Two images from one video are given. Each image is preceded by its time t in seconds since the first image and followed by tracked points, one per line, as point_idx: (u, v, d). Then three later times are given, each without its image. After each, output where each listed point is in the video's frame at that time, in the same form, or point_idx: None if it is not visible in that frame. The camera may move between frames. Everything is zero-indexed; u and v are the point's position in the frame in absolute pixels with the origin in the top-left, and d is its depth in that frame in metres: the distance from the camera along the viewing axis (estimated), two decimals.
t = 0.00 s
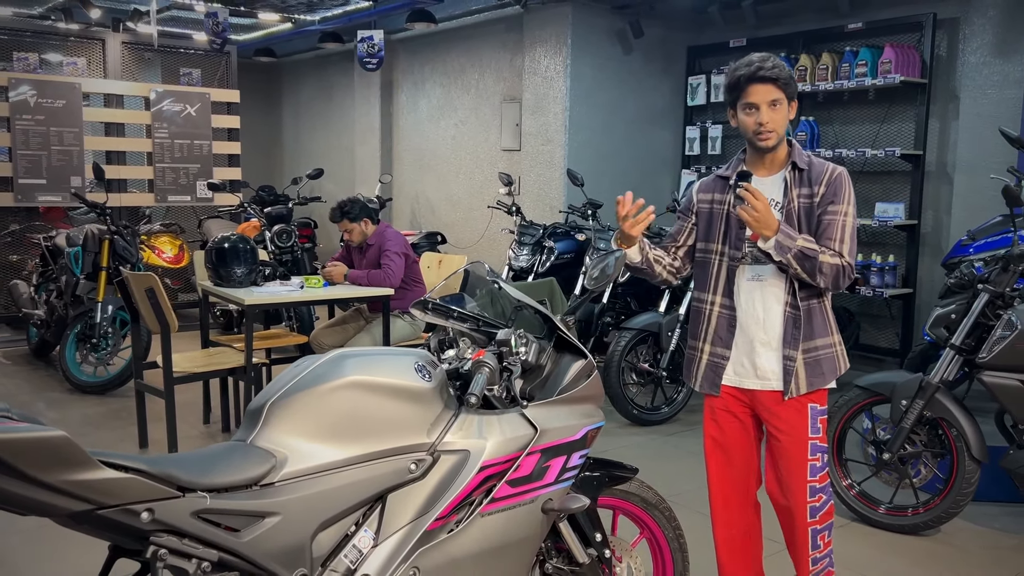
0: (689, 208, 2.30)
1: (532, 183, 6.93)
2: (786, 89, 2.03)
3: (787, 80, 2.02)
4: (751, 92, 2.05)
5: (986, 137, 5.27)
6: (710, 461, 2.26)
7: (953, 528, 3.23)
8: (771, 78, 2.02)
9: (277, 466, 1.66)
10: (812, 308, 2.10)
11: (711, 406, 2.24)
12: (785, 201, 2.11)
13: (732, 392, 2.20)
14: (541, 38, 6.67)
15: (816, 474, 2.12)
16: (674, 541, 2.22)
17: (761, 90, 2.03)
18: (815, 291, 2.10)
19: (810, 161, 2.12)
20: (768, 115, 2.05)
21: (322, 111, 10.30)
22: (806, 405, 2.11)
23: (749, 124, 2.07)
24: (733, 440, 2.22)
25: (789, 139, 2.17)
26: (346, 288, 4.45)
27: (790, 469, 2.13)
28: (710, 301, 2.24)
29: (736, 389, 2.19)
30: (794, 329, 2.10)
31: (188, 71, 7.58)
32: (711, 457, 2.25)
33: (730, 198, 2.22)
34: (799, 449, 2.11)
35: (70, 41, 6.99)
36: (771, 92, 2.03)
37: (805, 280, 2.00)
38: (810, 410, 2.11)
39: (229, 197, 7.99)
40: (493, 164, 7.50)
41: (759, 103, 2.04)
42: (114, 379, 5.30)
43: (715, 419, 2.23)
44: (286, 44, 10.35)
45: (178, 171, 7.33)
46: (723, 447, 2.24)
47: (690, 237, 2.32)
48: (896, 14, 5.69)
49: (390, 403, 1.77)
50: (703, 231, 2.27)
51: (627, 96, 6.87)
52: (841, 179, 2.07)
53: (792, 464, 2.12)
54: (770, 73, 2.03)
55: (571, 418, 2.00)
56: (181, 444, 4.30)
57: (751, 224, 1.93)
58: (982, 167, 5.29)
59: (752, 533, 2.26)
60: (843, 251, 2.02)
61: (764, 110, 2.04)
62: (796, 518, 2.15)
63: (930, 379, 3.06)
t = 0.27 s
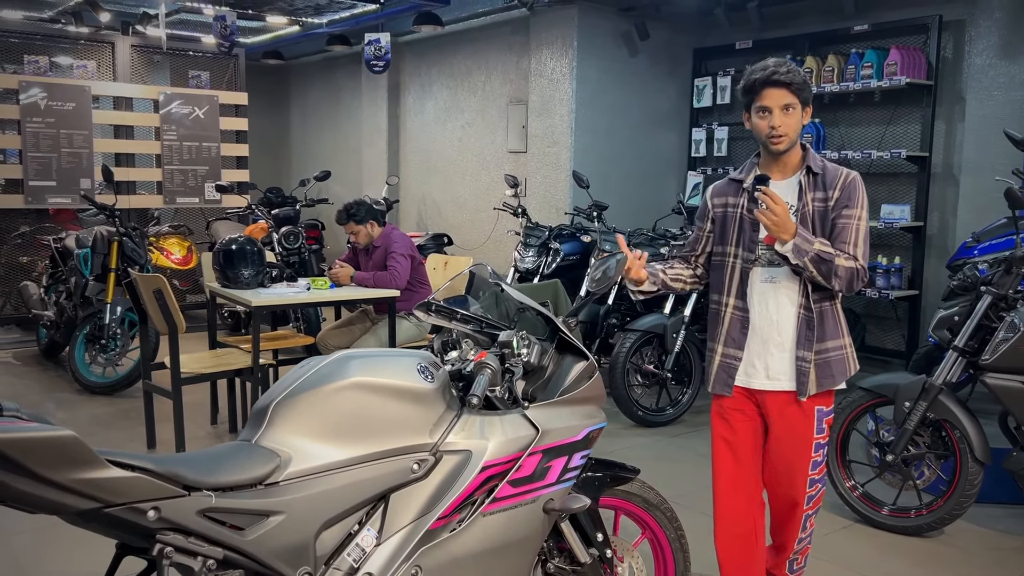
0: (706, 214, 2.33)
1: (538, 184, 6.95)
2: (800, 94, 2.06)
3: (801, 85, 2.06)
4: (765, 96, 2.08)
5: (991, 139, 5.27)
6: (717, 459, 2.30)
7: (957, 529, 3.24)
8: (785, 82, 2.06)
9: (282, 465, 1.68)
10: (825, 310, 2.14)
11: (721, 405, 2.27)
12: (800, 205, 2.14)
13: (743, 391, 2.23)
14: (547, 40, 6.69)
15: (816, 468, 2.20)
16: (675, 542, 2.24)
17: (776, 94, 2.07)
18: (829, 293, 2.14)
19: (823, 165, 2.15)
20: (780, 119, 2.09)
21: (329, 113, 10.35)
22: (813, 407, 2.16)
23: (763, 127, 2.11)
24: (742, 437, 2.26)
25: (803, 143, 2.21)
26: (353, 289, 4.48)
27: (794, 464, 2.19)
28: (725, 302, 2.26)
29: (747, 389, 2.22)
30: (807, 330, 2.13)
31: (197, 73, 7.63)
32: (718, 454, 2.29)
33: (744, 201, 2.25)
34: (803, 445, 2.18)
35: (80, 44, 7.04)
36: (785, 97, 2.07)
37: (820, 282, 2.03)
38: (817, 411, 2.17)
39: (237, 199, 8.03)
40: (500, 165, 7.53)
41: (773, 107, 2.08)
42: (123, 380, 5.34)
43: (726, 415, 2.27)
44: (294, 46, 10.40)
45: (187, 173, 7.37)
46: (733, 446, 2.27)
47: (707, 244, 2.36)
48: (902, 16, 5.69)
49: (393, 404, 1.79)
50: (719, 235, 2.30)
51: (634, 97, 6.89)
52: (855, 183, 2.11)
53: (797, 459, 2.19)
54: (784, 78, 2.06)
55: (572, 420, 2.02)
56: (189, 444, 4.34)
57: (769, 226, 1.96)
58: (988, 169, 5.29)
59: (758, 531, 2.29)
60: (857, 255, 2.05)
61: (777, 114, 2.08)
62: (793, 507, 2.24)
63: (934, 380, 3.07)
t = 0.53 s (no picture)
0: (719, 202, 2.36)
1: (543, 185, 6.95)
2: (818, 104, 2.10)
3: (820, 94, 2.09)
4: (784, 103, 2.12)
5: (996, 140, 5.26)
6: (728, 451, 2.34)
7: (960, 530, 3.24)
8: (804, 91, 2.09)
9: (282, 463, 1.70)
10: (832, 309, 2.21)
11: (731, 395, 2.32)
12: (813, 206, 2.20)
13: (753, 383, 2.29)
14: (551, 41, 6.70)
15: (821, 457, 2.27)
16: (675, 541, 2.25)
17: (794, 102, 2.11)
18: (835, 294, 2.21)
19: (838, 168, 2.21)
20: (795, 126, 2.13)
21: (335, 115, 10.38)
22: (821, 398, 2.23)
23: (779, 133, 2.15)
24: (751, 428, 2.31)
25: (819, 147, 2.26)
26: (357, 290, 4.50)
27: (801, 454, 2.26)
28: (738, 296, 2.31)
29: (757, 381, 2.29)
30: (816, 328, 2.21)
31: (203, 74, 7.68)
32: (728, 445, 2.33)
33: (758, 199, 2.30)
34: (810, 435, 2.24)
35: (87, 46, 7.08)
36: (802, 107, 2.11)
37: (829, 283, 2.10)
38: (823, 402, 2.23)
39: (243, 200, 8.07)
40: (505, 166, 7.54)
41: (790, 114, 2.12)
42: (128, 380, 5.37)
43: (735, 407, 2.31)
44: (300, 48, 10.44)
45: (193, 174, 7.41)
46: (743, 438, 2.32)
47: (726, 230, 2.36)
48: (906, 17, 5.69)
49: (392, 403, 1.80)
50: (733, 228, 2.34)
51: (638, 98, 6.89)
52: (867, 188, 2.18)
53: (804, 449, 2.25)
54: (803, 87, 2.10)
55: (571, 419, 2.03)
56: (194, 443, 4.36)
57: (783, 227, 2.02)
58: (992, 170, 5.29)
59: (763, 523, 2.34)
60: (865, 257, 2.12)
61: (793, 122, 2.12)
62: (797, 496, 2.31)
63: (935, 381, 3.07)
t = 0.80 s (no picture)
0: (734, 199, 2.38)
1: (544, 188, 6.96)
2: (834, 107, 2.13)
3: (837, 99, 2.12)
4: (800, 105, 2.15)
5: (998, 143, 5.26)
6: (732, 447, 2.37)
7: (961, 532, 3.24)
8: (821, 95, 2.11)
9: (282, 465, 1.70)
10: (835, 312, 2.28)
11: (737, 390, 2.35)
12: (824, 210, 2.26)
13: (757, 379, 2.33)
14: (553, 44, 6.71)
15: (825, 453, 2.30)
16: (675, 543, 2.25)
17: (811, 104, 2.13)
18: (839, 296, 2.28)
19: (850, 174, 2.27)
20: (811, 129, 2.16)
21: (338, 118, 10.40)
22: (825, 394, 2.27)
23: (795, 134, 2.18)
24: (756, 424, 2.34)
25: (832, 152, 2.30)
26: (359, 292, 4.51)
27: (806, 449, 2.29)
28: (746, 293, 2.35)
29: (761, 377, 2.32)
30: (819, 328, 2.26)
31: (206, 77, 7.71)
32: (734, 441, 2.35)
33: (771, 198, 2.35)
34: (815, 431, 2.28)
35: (90, 50, 7.10)
36: (819, 109, 2.13)
37: (833, 286, 2.15)
38: (827, 398, 2.27)
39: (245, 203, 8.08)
40: (507, 169, 7.55)
41: (806, 116, 2.15)
42: (130, 382, 5.38)
43: (741, 402, 2.35)
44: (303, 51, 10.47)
45: (195, 177, 7.43)
46: (748, 434, 2.34)
47: (742, 219, 2.39)
48: (908, 20, 5.70)
49: (392, 404, 1.81)
50: (745, 222, 2.38)
51: (641, 101, 6.90)
52: (877, 196, 2.24)
53: (809, 444, 2.29)
54: (820, 89, 2.12)
55: (571, 421, 2.03)
56: (195, 445, 4.37)
57: (795, 229, 2.06)
58: (994, 173, 5.29)
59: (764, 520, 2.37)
60: (870, 263, 2.18)
61: (809, 124, 2.15)
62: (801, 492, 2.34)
63: (936, 384, 3.07)
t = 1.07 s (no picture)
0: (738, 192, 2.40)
1: (547, 188, 6.97)
2: (844, 102, 2.16)
3: (847, 94, 2.16)
4: (811, 100, 2.18)
5: (1001, 143, 5.27)
6: (734, 441, 2.39)
7: (962, 531, 3.25)
8: (833, 89, 2.15)
9: (288, 461, 1.72)
10: (840, 308, 2.31)
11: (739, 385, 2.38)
12: (831, 206, 2.28)
13: (760, 373, 2.36)
14: (556, 45, 6.73)
15: (826, 448, 2.33)
16: (678, 539, 2.26)
17: (822, 98, 2.16)
18: (844, 292, 2.31)
19: (856, 172, 2.29)
20: (822, 123, 2.19)
21: (341, 118, 10.42)
22: (827, 389, 2.31)
23: (805, 129, 2.21)
24: (758, 419, 2.36)
25: (839, 150, 2.33)
26: (362, 292, 4.52)
27: (808, 443, 2.32)
28: (753, 286, 2.37)
29: (764, 371, 2.36)
30: (823, 323, 2.30)
31: (209, 78, 7.73)
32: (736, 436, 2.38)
33: (779, 193, 2.37)
34: (817, 426, 2.31)
35: (94, 50, 7.12)
36: (829, 103, 2.16)
37: (840, 282, 2.17)
38: (829, 393, 2.31)
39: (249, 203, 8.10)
40: (509, 169, 7.56)
41: (817, 111, 2.18)
42: (135, 381, 5.39)
43: (744, 396, 2.37)
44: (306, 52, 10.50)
45: (199, 177, 7.45)
46: (750, 429, 2.37)
47: (749, 212, 2.40)
48: (910, 20, 5.70)
49: (396, 401, 1.82)
50: (753, 216, 2.40)
51: (643, 101, 6.91)
52: (883, 194, 2.26)
53: (811, 439, 2.32)
54: (831, 84, 2.15)
55: (573, 418, 2.04)
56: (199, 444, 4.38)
57: (806, 223, 2.11)
58: (997, 172, 5.29)
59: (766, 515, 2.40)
60: (875, 259, 2.19)
61: (821, 119, 2.18)
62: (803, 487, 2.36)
63: (939, 382, 3.08)
